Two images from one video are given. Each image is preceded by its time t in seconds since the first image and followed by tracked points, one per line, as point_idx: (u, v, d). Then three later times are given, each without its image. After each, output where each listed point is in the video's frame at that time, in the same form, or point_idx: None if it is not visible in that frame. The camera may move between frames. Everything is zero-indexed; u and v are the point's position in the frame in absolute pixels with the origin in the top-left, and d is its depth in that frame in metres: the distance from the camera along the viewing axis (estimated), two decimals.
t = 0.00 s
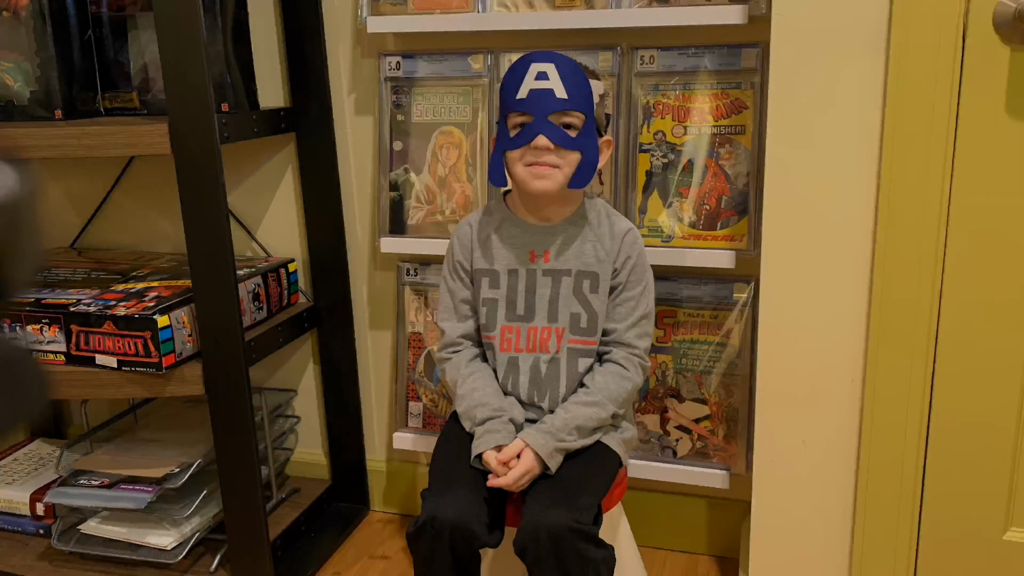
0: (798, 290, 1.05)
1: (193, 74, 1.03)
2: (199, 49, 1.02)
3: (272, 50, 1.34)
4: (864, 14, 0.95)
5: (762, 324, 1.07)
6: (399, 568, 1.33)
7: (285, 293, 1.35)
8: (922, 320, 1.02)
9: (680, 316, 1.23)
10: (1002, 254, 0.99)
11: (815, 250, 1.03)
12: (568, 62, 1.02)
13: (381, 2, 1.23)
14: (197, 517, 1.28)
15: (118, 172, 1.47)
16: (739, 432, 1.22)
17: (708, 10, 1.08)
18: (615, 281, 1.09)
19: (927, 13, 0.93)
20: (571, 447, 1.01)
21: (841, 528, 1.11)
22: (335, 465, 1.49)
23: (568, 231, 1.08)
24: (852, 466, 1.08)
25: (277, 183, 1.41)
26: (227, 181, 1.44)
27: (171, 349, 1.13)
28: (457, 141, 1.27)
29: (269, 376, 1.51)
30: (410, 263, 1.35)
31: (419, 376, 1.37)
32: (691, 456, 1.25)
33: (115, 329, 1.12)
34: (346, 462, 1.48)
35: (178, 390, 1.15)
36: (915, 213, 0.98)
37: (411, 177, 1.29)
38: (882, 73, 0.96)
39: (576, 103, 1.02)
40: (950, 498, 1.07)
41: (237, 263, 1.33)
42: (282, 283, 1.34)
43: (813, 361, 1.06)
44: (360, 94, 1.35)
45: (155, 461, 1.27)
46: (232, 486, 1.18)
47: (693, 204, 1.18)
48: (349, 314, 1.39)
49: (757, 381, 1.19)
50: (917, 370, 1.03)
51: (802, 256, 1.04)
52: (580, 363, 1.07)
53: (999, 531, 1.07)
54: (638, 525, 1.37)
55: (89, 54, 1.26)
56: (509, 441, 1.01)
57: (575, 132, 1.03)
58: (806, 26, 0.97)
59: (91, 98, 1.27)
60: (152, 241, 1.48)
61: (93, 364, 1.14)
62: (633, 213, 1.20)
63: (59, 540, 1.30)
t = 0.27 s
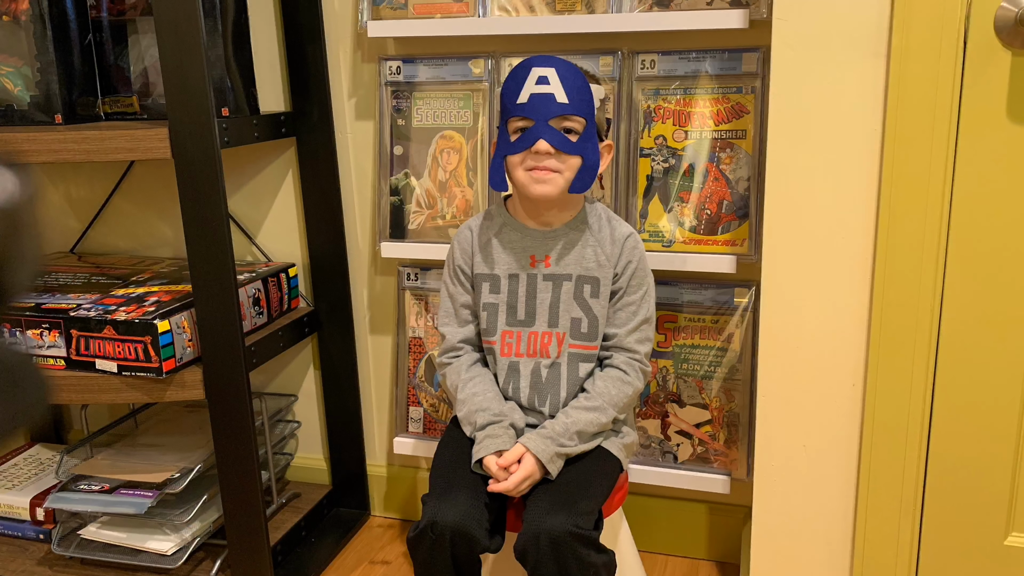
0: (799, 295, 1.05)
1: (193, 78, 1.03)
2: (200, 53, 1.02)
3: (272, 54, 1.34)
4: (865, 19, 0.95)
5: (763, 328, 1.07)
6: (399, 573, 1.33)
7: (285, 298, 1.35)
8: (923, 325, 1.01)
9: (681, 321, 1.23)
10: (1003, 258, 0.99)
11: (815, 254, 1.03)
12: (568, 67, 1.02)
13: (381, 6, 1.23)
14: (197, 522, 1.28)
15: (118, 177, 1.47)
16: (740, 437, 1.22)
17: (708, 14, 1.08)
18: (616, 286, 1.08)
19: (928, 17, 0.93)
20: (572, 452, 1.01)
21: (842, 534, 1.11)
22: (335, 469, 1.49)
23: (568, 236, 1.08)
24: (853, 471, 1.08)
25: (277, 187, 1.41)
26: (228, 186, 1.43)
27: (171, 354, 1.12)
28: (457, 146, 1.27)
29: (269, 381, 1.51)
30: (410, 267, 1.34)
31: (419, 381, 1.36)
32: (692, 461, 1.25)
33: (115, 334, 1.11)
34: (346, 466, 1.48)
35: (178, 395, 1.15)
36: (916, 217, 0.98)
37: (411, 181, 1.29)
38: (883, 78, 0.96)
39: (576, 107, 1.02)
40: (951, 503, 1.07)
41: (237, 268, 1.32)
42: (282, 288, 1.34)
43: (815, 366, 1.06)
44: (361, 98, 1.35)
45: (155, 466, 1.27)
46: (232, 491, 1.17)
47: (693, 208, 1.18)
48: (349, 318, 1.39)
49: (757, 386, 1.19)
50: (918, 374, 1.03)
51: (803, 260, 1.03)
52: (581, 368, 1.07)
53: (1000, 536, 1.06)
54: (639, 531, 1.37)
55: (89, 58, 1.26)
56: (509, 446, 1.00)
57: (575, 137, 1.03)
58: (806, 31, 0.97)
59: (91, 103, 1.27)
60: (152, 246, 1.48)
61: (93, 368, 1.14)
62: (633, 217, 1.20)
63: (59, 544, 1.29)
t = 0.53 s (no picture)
0: (800, 300, 1.04)
1: (193, 83, 1.03)
2: (200, 58, 1.02)
3: (272, 58, 1.33)
4: (866, 23, 0.95)
5: (764, 333, 1.07)
6: None
7: (285, 302, 1.35)
8: (925, 329, 1.01)
9: (682, 326, 1.23)
10: (1004, 262, 0.99)
11: (817, 259, 1.03)
12: (569, 72, 1.02)
13: (381, 10, 1.23)
14: (197, 527, 1.27)
15: (118, 181, 1.46)
16: (740, 442, 1.22)
17: (709, 19, 1.08)
18: (617, 291, 1.08)
19: (928, 22, 0.93)
20: (572, 457, 1.00)
21: (844, 539, 1.11)
22: (335, 474, 1.48)
23: (569, 240, 1.08)
24: (855, 476, 1.08)
25: (277, 192, 1.41)
26: (228, 190, 1.43)
27: (171, 359, 1.12)
28: (458, 151, 1.27)
29: (269, 386, 1.50)
30: (410, 272, 1.34)
31: (419, 386, 1.36)
32: (692, 466, 1.24)
33: (116, 339, 1.11)
34: (346, 471, 1.47)
35: (178, 400, 1.14)
36: (917, 221, 0.98)
37: (412, 186, 1.29)
38: (884, 82, 0.96)
39: (577, 112, 1.02)
40: (952, 508, 1.07)
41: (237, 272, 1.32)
42: (282, 293, 1.33)
43: (816, 371, 1.06)
44: (361, 103, 1.35)
45: (155, 471, 1.26)
46: (232, 496, 1.17)
47: (694, 213, 1.18)
48: (350, 323, 1.39)
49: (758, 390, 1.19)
50: (920, 379, 1.03)
51: (804, 265, 1.03)
52: (581, 372, 1.07)
53: (1001, 541, 1.06)
54: (639, 536, 1.37)
55: (89, 63, 1.26)
56: (510, 451, 1.00)
57: (576, 141, 1.03)
58: (807, 35, 0.97)
59: (92, 107, 1.26)
60: (153, 250, 1.48)
61: (93, 373, 1.14)
62: (634, 222, 1.20)
63: (59, 549, 1.28)
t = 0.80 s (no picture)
0: (801, 304, 1.04)
1: (194, 87, 1.03)
2: (201, 62, 1.02)
3: (273, 64, 1.34)
4: (867, 28, 0.95)
5: (765, 338, 1.07)
6: None
7: (285, 307, 1.34)
8: (926, 334, 1.01)
9: (683, 330, 1.23)
10: (1005, 267, 0.99)
11: (818, 264, 1.03)
12: (570, 76, 1.02)
13: (382, 15, 1.23)
14: (197, 532, 1.27)
15: (118, 186, 1.46)
16: (741, 447, 1.22)
17: (709, 24, 1.08)
18: (618, 295, 1.08)
19: (930, 27, 0.93)
20: (573, 462, 1.00)
21: (845, 544, 1.10)
22: (336, 479, 1.48)
23: (570, 245, 1.08)
24: (856, 480, 1.08)
25: (278, 196, 1.40)
26: (228, 195, 1.43)
27: (171, 364, 1.12)
28: (459, 155, 1.27)
29: (269, 390, 1.50)
30: (411, 277, 1.34)
31: (419, 391, 1.36)
32: (693, 471, 1.24)
33: (115, 344, 1.11)
34: (346, 476, 1.47)
35: (178, 404, 1.14)
36: (918, 226, 0.98)
37: (412, 191, 1.29)
38: (885, 87, 0.96)
39: (578, 116, 1.02)
40: (953, 513, 1.07)
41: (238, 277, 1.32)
42: (282, 298, 1.33)
43: (818, 376, 1.06)
44: (362, 107, 1.35)
45: (155, 476, 1.26)
46: (232, 501, 1.17)
47: (695, 218, 1.18)
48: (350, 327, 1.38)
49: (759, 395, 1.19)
50: (921, 384, 1.03)
51: (805, 270, 1.03)
52: (582, 377, 1.07)
53: (1002, 546, 1.06)
54: (640, 541, 1.36)
55: (89, 67, 1.26)
56: (510, 456, 1.00)
57: (576, 146, 1.03)
58: (807, 40, 0.97)
59: (92, 111, 1.26)
60: (153, 255, 1.48)
61: (93, 378, 1.14)
62: (635, 226, 1.20)
63: (59, 555, 1.28)
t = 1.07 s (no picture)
0: (803, 309, 1.04)
1: (195, 92, 1.03)
2: (201, 67, 1.02)
3: (273, 69, 1.35)
4: (868, 32, 0.95)
5: (766, 342, 1.07)
6: None
7: (286, 312, 1.34)
8: (928, 339, 1.01)
9: (683, 335, 1.22)
10: (1006, 272, 0.99)
11: (819, 268, 1.03)
12: (571, 81, 1.02)
13: (382, 19, 1.23)
14: (197, 537, 1.27)
15: (118, 191, 1.46)
16: (742, 452, 1.22)
17: (710, 28, 1.08)
18: (618, 300, 1.08)
19: (931, 31, 0.93)
20: (574, 467, 1.00)
21: (847, 550, 1.10)
22: (336, 484, 1.48)
23: (571, 250, 1.08)
24: (858, 485, 1.08)
25: (278, 201, 1.40)
26: (228, 200, 1.43)
27: (172, 369, 1.11)
28: (459, 160, 1.27)
29: (269, 395, 1.50)
30: (411, 282, 1.34)
31: (420, 396, 1.36)
32: (694, 476, 1.24)
33: (115, 349, 1.11)
34: (346, 481, 1.47)
35: (178, 410, 1.14)
36: (918, 231, 0.98)
37: (413, 196, 1.29)
38: (886, 91, 0.96)
39: (579, 121, 1.02)
40: (955, 518, 1.06)
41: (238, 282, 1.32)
42: (283, 302, 1.33)
43: (819, 380, 1.06)
44: (362, 112, 1.35)
45: (155, 481, 1.26)
46: (232, 506, 1.16)
47: (696, 223, 1.18)
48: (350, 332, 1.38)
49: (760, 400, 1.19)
50: (923, 389, 1.03)
51: (806, 274, 1.03)
52: (583, 382, 1.06)
53: (1004, 552, 1.06)
54: (641, 546, 1.36)
55: (89, 71, 1.26)
56: (511, 461, 0.99)
57: (577, 151, 1.03)
58: (808, 45, 0.97)
59: (92, 116, 1.27)
60: (152, 260, 1.48)
61: (93, 383, 1.13)
62: (636, 231, 1.20)
63: (59, 560, 1.27)
